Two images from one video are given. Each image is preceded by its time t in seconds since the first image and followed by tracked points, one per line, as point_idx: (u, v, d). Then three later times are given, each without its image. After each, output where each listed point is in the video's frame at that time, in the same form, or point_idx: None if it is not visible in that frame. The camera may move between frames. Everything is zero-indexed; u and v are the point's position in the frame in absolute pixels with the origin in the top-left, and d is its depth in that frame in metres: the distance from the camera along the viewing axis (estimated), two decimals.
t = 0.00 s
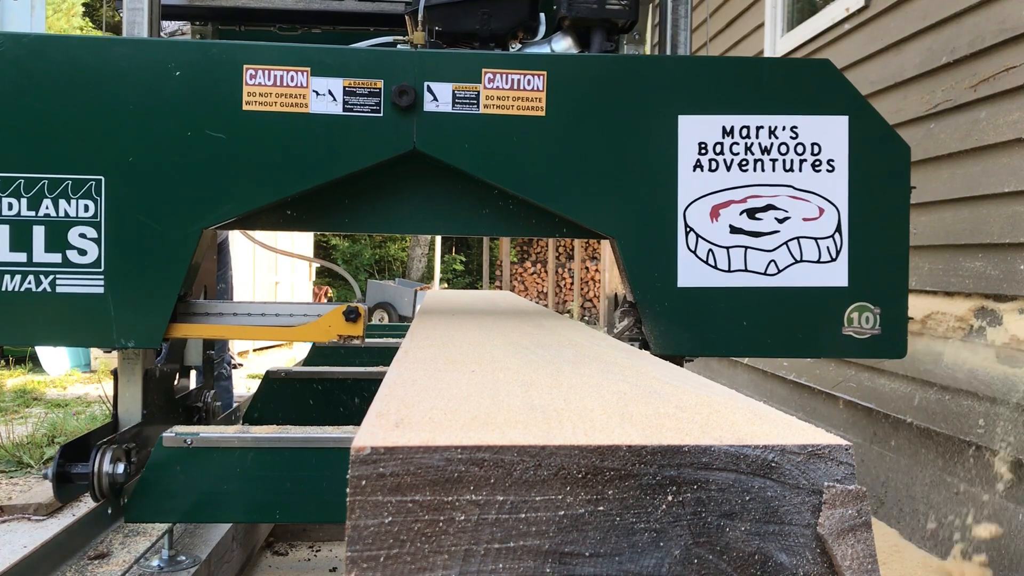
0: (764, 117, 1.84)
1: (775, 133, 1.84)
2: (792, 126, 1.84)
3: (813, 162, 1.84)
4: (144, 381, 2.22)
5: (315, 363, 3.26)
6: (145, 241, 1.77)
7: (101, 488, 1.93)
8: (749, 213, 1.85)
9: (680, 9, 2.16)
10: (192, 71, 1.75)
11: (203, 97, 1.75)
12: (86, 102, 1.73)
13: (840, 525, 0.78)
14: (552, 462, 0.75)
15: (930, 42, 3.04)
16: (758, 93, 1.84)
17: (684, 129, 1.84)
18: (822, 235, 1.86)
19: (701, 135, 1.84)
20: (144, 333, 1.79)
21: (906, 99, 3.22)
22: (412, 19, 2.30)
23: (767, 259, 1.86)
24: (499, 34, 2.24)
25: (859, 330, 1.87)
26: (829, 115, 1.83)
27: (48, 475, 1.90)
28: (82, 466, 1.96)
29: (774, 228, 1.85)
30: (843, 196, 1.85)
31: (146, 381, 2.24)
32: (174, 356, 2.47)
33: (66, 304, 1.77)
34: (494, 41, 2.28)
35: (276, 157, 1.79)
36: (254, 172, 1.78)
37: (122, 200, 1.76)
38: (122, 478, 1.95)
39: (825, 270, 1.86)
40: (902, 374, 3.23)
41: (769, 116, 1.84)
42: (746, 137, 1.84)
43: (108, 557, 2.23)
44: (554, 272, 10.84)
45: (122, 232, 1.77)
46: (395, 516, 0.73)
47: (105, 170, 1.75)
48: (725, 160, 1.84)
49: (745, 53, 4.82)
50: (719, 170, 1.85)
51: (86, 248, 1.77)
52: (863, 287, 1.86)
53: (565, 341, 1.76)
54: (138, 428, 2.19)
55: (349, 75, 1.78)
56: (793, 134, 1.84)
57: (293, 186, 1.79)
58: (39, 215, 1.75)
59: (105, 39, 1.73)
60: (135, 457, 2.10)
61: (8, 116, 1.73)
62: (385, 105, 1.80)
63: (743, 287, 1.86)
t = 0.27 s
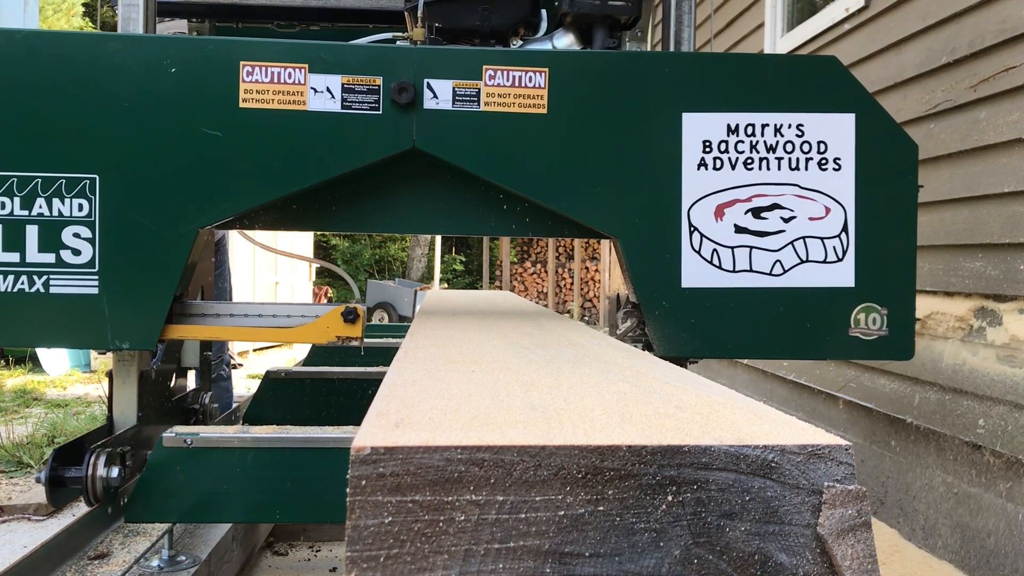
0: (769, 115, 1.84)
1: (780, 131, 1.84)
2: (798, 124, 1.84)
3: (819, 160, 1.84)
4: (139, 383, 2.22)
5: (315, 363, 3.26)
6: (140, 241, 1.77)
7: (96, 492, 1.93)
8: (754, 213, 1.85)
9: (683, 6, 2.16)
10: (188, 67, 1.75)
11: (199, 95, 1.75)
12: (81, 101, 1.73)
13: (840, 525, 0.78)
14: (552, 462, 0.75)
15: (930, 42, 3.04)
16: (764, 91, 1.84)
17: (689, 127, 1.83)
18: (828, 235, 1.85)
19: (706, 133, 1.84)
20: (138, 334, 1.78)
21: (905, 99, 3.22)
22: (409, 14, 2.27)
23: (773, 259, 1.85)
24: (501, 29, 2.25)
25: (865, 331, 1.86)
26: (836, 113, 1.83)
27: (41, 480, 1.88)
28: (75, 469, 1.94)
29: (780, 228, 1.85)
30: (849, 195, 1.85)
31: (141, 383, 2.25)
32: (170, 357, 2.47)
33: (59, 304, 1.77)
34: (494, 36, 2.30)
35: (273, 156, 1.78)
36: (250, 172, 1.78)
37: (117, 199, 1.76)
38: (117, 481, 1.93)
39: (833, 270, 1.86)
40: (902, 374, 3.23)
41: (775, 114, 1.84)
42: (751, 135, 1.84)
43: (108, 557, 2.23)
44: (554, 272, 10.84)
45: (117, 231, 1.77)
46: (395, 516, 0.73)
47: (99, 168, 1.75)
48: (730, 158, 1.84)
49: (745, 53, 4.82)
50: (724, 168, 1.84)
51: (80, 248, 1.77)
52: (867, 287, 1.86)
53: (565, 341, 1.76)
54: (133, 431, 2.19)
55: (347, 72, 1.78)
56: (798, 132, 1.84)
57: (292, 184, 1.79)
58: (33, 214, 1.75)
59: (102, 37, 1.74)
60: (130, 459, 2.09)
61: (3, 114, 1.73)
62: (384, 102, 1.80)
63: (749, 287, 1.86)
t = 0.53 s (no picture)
0: (775, 113, 1.83)
1: (786, 129, 1.83)
2: (804, 122, 1.82)
3: (825, 159, 1.83)
4: (134, 385, 2.23)
5: (315, 363, 3.26)
6: (136, 241, 1.77)
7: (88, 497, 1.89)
8: (759, 212, 1.84)
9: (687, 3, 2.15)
10: (183, 63, 1.74)
11: (194, 91, 1.74)
12: (76, 99, 1.72)
13: (840, 525, 0.78)
14: (552, 462, 0.75)
15: (930, 42, 3.04)
16: (770, 88, 1.82)
17: (693, 125, 1.82)
18: (833, 235, 1.84)
19: (711, 132, 1.83)
20: (134, 336, 1.78)
21: (905, 99, 3.22)
22: (409, 10, 2.28)
23: (779, 259, 1.84)
24: (500, 26, 2.23)
25: (872, 333, 1.85)
26: (843, 111, 1.82)
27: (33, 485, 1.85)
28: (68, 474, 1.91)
29: (785, 227, 1.83)
30: (855, 194, 1.84)
31: (136, 385, 2.24)
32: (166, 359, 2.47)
33: (52, 305, 1.75)
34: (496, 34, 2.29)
35: (270, 155, 1.78)
36: (247, 171, 1.77)
37: (111, 198, 1.75)
38: (110, 486, 1.92)
39: (838, 269, 1.84)
40: (902, 374, 3.23)
41: (781, 112, 1.83)
42: (756, 133, 1.83)
43: (108, 557, 2.22)
44: (554, 272, 10.84)
45: (111, 231, 1.76)
46: (395, 515, 0.73)
47: (93, 167, 1.74)
48: (734, 157, 1.83)
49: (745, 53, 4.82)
50: (729, 167, 1.83)
51: (74, 248, 1.76)
52: (872, 287, 1.85)
53: (565, 341, 1.76)
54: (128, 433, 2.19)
55: (345, 69, 1.77)
56: (805, 130, 1.83)
57: (290, 183, 1.78)
58: (25, 212, 1.74)
59: (99, 34, 1.73)
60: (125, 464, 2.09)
61: None
62: (382, 100, 1.79)
63: (754, 287, 1.84)
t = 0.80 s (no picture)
0: (781, 110, 1.80)
1: (792, 126, 1.81)
2: (810, 120, 1.80)
3: (832, 157, 1.81)
4: (130, 386, 2.23)
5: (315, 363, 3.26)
6: (130, 241, 1.74)
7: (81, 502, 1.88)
8: (765, 211, 1.82)
9: None
10: (179, 60, 1.72)
11: (190, 88, 1.72)
12: (70, 96, 1.70)
13: (840, 525, 0.78)
14: (552, 462, 0.75)
15: (930, 41, 3.04)
16: (775, 85, 1.80)
17: (697, 123, 1.80)
18: (840, 235, 1.82)
19: (715, 129, 1.80)
20: (127, 337, 1.75)
21: (906, 99, 3.22)
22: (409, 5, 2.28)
23: (785, 259, 1.82)
24: (501, 22, 2.24)
25: (879, 334, 1.83)
26: (850, 108, 1.80)
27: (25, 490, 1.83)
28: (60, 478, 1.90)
29: (791, 227, 1.81)
30: (862, 193, 1.82)
31: (131, 387, 2.24)
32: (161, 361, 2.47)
33: (45, 305, 1.73)
34: (496, 30, 2.29)
35: (268, 153, 1.76)
36: (243, 170, 1.75)
37: (105, 197, 1.73)
38: (103, 491, 1.91)
39: (844, 269, 1.83)
40: (902, 374, 3.23)
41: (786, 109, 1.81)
42: (762, 130, 1.81)
43: (108, 557, 2.22)
44: (554, 272, 10.84)
45: (105, 230, 1.74)
46: (395, 515, 0.73)
47: (87, 165, 1.72)
48: (740, 155, 1.81)
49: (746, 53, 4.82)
50: (734, 165, 1.81)
51: (67, 247, 1.73)
52: (878, 287, 1.83)
53: (566, 341, 1.76)
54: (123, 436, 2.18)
55: (343, 66, 1.76)
56: (811, 127, 1.80)
57: (288, 181, 1.76)
58: (18, 212, 1.72)
59: (93, 30, 1.71)
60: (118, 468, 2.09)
61: None
62: (381, 97, 1.77)
63: (760, 288, 1.83)
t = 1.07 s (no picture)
0: (787, 108, 1.79)
1: (799, 124, 1.79)
2: (817, 117, 1.79)
3: (840, 155, 1.80)
4: (124, 388, 2.22)
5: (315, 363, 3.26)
6: (124, 240, 1.73)
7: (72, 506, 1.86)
8: (771, 210, 1.81)
9: None
10: (174, 56, 1.70)
11: (185, 85, 1.71)
12: (64, 94, 1.69)
13: (840, 525, 0.78)
14: (552, 462, 0.75)
15: (930, 41, 3.04)
16: (781, 81, 1.79)
17: (702, 121, 1.79)
18: (848, 235, 1.81)
19: (720, 127, 1.79)
20: (122, 338, 1.73)
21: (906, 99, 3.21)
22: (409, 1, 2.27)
23: (791, 259, 1.81)
24: (501, 17, 2.24)
25: (888, 335, 1.82)
26: (857, 105, 1.79)
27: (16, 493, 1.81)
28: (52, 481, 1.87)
29: (798, 226, 1.81)
30: (870, 192, 1.81)
31: (125, 389, 2.24)
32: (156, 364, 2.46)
33: (37, 305, 1.72)
34: (497, 25, 2.30)
35: (264, 151, 1.74)
36: (239, 168, 1.73)
37: (100, 196, 1.71)
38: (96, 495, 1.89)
39: (855, 270, 1.82)
40: (901, 374, 3.23)
41: (793, 106, 1.79)
42: (768, 128, 1.80)
43: (108, 557, 2.22)
44: (554, 272, 10.84)
45: (99, 230, 1.72)
46: (394, 515, 0.73)
47: (80, 164, 1.70)
48: (745, 152, 1.80)
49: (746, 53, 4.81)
50: (740, 163, 1.80)
51: (59, 247, 1.72)
52: (879, 287, 1.83)
53: (566, 341, 1.75)
54: (117, 439, 2.18)
55: (342, 62, 1.74)
56: (818, 125, 1.79)
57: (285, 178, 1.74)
58: (11, 211, 1.70)
59: (86, 25, 1.69)
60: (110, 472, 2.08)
61: None
62: (380, 93, 1.75)
63: (767, 288, 1.82)
